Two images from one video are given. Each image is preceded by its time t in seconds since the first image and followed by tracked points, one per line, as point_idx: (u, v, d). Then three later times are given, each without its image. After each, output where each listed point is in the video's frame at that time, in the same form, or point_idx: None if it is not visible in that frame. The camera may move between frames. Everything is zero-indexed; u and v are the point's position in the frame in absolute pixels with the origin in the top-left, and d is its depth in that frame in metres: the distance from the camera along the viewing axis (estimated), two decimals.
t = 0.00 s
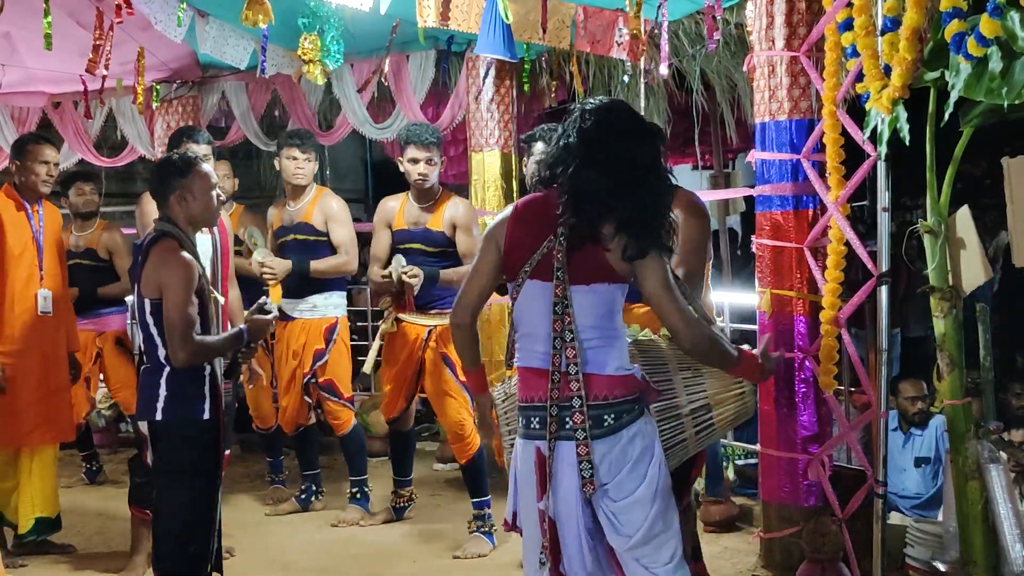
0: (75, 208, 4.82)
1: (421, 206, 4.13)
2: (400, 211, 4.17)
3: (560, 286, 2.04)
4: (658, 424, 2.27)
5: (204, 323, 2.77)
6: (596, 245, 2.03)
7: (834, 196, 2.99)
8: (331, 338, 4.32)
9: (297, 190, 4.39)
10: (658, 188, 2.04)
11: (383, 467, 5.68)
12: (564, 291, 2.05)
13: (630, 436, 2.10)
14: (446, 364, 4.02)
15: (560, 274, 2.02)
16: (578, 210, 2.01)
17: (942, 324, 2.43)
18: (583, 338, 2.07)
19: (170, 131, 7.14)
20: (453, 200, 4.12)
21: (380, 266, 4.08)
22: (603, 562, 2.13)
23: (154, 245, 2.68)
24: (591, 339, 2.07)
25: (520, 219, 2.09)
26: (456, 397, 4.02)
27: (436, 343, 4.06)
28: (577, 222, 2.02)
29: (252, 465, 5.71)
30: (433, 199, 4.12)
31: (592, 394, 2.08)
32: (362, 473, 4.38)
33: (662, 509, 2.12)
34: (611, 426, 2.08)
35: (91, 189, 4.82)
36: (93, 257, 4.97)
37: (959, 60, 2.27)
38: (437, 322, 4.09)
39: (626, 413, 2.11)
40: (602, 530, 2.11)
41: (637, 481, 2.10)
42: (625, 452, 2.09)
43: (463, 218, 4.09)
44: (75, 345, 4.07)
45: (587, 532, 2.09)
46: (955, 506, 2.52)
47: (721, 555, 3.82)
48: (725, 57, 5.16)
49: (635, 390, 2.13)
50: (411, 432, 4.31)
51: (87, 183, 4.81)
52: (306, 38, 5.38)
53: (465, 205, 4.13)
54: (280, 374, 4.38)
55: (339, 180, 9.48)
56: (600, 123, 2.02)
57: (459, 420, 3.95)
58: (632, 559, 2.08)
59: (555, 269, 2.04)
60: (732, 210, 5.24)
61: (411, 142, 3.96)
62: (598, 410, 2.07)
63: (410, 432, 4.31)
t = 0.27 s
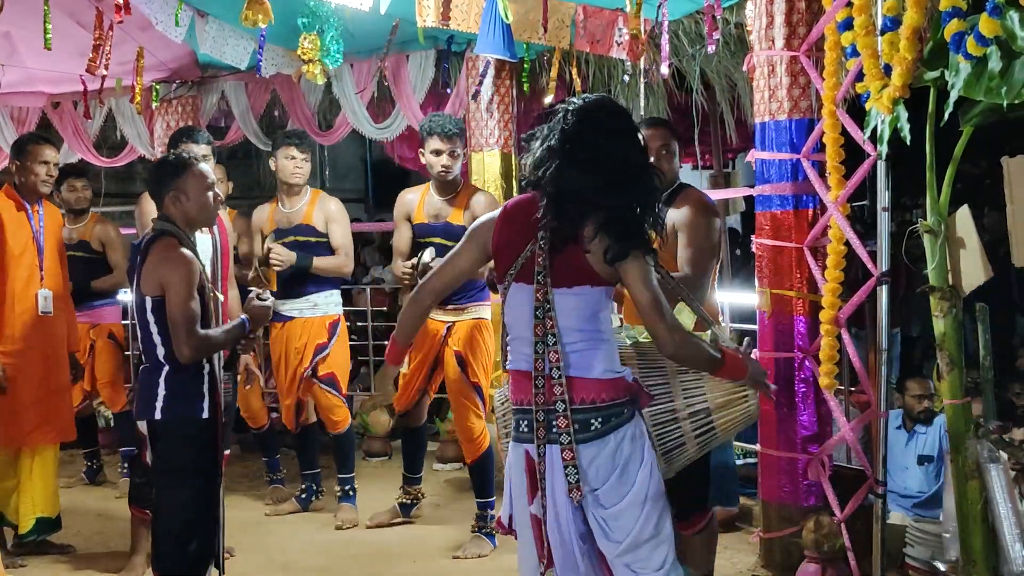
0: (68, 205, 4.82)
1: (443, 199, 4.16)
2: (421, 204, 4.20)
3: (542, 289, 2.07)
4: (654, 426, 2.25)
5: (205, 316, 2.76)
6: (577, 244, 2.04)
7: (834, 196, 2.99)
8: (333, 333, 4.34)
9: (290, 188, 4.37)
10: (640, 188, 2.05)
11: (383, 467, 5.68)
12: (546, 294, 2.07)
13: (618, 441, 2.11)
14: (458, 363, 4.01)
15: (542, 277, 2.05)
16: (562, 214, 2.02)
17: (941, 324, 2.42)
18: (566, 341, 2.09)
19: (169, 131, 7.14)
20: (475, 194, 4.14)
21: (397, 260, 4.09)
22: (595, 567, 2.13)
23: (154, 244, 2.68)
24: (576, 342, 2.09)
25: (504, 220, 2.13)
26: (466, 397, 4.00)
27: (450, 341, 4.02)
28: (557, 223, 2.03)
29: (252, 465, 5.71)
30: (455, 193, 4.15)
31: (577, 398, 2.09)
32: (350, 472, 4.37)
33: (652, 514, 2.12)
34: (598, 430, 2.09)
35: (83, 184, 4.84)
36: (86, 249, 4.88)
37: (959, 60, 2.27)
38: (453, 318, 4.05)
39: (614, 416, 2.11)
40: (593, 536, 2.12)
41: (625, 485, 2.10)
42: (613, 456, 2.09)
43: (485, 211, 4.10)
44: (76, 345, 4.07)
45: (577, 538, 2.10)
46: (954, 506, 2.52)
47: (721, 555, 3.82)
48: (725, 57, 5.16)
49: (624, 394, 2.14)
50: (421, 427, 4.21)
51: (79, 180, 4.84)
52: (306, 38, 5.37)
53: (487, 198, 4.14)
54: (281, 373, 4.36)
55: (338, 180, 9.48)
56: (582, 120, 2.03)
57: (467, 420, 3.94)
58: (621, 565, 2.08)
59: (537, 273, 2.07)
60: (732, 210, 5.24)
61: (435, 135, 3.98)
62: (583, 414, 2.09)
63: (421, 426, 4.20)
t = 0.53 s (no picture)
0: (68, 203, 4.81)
1: (449, 194, 4.16)
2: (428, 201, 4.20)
3: (526, 292, 2.06)
4: (649, 422, 2.27)
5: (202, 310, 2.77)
6: (561, 246, 2.04)
7: (833, 195, 2.99)
8: (338, 337, 4.35)
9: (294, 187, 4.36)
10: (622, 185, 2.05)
11: (382, 467, 5.68)
12: (529, 296, 2.07)
13: (605, 440, 2.09)
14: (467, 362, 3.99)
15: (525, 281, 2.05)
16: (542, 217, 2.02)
17: (940, 323, 2.42)
18: (549, 342, 2.09)
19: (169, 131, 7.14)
20: (480, 189, 4.13)
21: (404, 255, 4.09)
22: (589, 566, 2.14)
23: (153, 244, 2.68)
24: (560, 342, 2.09)
25: (493, 221, 2.15)
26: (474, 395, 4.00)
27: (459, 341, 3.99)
28: (538, 225, 2.03)
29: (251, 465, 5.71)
30: (460, 187, 4.15)
31: (561, 399, 2.09)
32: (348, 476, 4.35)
33: (642, 513, 2.11)
34: (585, 430, 2.08)
35: (83, 182, 4.84)
36: (85, 247, 4.84)
37: (958, 59, 2.27)
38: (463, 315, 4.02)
39: (602, 416, 2.10)
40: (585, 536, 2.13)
41: (613, 485, 2.09)
42: (600, 456, 2.08)
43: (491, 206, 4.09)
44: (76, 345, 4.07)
45: (569, 538, 2.12)
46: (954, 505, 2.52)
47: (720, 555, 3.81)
48: (724, 57, 5.16)
49: (612, 392, 2.13)
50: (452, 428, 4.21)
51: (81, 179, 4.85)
52: (305, 37, 5.37)
53: (492, 193, 4.13)
54: (284, 378, 4.35)
55: (338, 180, 9.48)
56: (563, 114, 2.04)
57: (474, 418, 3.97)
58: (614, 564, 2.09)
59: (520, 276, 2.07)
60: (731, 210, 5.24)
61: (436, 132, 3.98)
62: (569, 414, 2.08)
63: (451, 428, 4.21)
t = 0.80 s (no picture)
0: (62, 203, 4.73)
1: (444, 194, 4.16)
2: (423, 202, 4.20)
3: (497, 299, 2.14)
4: (642, 421, 2.25)
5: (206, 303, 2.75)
6: (525, 246, 2.09)
7: (832, 195, 2.99)
8: (345, 339, 4.33)
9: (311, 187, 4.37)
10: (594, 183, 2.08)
11: (381, 467, 5.68)
12: (502, 303, 2.15)
13: (589, 440, 2.11)
14: (465, 358, 4.01)
15: (494, 287, 2.12)
16: (516, 228, 2.08)
17: (940, 323, 2.42)
18: (525, 347, 2.15)
19: (168, 131, 7.14)
20: (474, 188, 4.14)
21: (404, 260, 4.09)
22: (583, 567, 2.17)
23: (153, 245, 2.69)
24: (536, 346, 2.14)
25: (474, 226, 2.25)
26: (473, 392, 4.02)
27: (457, 338, 4.03)
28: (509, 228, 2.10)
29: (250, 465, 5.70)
30: (456, 187, 4.15)
31: (538, 401, 2.14)
32: (350, 480, 4.34)
33: (633, 512, 2.11)
34: (566, 432, 2.11)
35: (80, 183, 4.74)
36: (80, 247, 4.70)
37: (956, 60, 2.27)
38: (461, 314, 4.06)
39: (584, 417, 2.12)
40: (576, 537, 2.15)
41: (601, 484, 2.10)
42: (585, 456, 2.10)
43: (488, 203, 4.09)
44: (76, 345, 4.07)
45: (560, 540, 2.14)
46: (954, 505, 2.52)
47: (719, 555, 3.81)
48: (724, 57, 5.16)
49: (596, 392, 2.15)
50: (456, 423, 4.26)
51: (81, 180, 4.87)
52: (304, 37, 5.37)
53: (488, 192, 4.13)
54: (291, 379, 4.35)
55: (337, 180, 9.49)
56: (525, 116, 2.11)
57: (473, 415, 4.01)
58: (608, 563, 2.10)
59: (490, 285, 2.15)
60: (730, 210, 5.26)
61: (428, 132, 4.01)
62: (550, 416, 2.12)
63: (454, 423, 4.26)
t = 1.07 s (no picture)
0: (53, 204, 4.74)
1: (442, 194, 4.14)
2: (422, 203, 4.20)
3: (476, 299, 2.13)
4: (634, 421, 2.22)
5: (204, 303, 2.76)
6: (501, 243, 2.09)
7: (831, 196, 2.99)
8: (354, 342, 4.31)
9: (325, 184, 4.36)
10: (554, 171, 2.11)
11: (380, 466, 5.68)
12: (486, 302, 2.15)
13: (573, 439, 2.09)
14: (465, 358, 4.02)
15: (469, 288, 2.12)
16: (490, 232, 2.10)
17: (939, 323, 2.42)
18: (510, 345, 2.15)
19: (167, 131, 7.14)
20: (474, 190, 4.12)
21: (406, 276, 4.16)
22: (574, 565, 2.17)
23: (154, 245, 2.70)
24: (521, 345, 2.14)
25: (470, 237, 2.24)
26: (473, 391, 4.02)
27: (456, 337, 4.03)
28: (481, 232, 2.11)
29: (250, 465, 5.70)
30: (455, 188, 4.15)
31: (522, 400, 2.13)
32: (351, 481, 4.32)
33: (617, 512, 2.09)
34: (550, 430, 2.10)
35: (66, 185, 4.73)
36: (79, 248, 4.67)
37: (956, 59, 2.27)
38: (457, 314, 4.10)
39: (568, 415, 2.10)
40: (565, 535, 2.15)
41: (584, 484, 2.09)
42: (568, 454, 2.09)
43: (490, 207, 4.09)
44: (77, 345, 4.07)
45: (551, 536, 2.15)
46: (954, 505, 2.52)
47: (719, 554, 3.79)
48: (724, 57, 5.16)
49: (580, 391, 2.12)
50: (455, 422, 4.26)
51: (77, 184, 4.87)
52: (304, 37, 5.36)
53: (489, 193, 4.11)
54: (297, 380, 4.34)
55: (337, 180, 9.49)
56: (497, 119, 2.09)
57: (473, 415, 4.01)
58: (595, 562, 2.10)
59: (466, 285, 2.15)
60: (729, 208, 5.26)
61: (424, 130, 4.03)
62: (535, 414, 2.11)
63: (454, 423, 4.26)
